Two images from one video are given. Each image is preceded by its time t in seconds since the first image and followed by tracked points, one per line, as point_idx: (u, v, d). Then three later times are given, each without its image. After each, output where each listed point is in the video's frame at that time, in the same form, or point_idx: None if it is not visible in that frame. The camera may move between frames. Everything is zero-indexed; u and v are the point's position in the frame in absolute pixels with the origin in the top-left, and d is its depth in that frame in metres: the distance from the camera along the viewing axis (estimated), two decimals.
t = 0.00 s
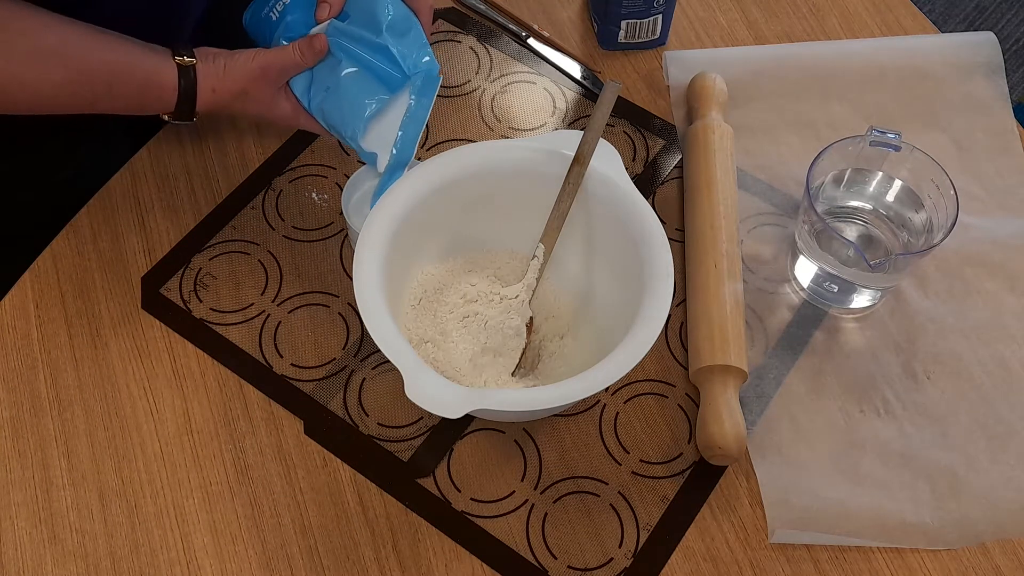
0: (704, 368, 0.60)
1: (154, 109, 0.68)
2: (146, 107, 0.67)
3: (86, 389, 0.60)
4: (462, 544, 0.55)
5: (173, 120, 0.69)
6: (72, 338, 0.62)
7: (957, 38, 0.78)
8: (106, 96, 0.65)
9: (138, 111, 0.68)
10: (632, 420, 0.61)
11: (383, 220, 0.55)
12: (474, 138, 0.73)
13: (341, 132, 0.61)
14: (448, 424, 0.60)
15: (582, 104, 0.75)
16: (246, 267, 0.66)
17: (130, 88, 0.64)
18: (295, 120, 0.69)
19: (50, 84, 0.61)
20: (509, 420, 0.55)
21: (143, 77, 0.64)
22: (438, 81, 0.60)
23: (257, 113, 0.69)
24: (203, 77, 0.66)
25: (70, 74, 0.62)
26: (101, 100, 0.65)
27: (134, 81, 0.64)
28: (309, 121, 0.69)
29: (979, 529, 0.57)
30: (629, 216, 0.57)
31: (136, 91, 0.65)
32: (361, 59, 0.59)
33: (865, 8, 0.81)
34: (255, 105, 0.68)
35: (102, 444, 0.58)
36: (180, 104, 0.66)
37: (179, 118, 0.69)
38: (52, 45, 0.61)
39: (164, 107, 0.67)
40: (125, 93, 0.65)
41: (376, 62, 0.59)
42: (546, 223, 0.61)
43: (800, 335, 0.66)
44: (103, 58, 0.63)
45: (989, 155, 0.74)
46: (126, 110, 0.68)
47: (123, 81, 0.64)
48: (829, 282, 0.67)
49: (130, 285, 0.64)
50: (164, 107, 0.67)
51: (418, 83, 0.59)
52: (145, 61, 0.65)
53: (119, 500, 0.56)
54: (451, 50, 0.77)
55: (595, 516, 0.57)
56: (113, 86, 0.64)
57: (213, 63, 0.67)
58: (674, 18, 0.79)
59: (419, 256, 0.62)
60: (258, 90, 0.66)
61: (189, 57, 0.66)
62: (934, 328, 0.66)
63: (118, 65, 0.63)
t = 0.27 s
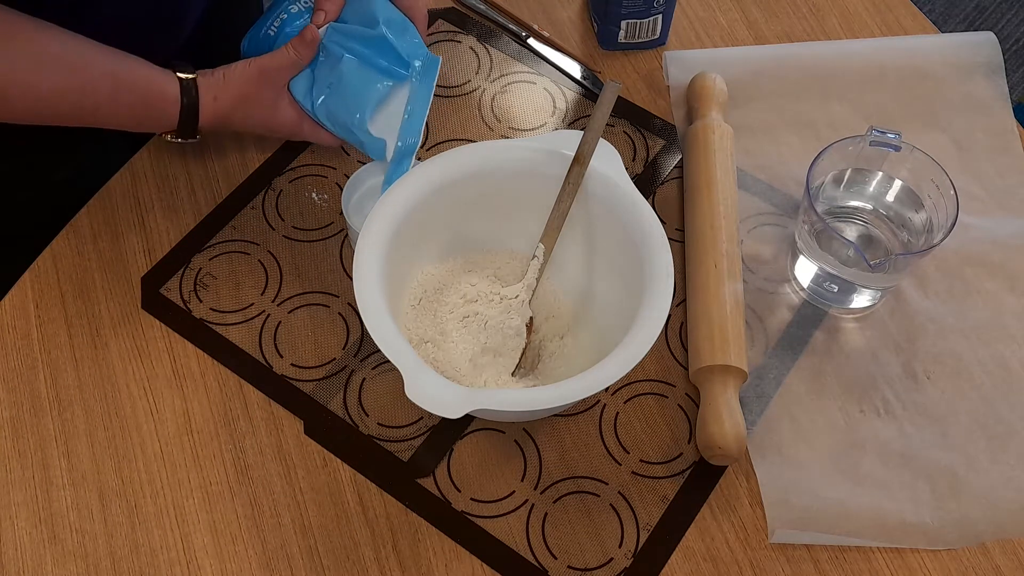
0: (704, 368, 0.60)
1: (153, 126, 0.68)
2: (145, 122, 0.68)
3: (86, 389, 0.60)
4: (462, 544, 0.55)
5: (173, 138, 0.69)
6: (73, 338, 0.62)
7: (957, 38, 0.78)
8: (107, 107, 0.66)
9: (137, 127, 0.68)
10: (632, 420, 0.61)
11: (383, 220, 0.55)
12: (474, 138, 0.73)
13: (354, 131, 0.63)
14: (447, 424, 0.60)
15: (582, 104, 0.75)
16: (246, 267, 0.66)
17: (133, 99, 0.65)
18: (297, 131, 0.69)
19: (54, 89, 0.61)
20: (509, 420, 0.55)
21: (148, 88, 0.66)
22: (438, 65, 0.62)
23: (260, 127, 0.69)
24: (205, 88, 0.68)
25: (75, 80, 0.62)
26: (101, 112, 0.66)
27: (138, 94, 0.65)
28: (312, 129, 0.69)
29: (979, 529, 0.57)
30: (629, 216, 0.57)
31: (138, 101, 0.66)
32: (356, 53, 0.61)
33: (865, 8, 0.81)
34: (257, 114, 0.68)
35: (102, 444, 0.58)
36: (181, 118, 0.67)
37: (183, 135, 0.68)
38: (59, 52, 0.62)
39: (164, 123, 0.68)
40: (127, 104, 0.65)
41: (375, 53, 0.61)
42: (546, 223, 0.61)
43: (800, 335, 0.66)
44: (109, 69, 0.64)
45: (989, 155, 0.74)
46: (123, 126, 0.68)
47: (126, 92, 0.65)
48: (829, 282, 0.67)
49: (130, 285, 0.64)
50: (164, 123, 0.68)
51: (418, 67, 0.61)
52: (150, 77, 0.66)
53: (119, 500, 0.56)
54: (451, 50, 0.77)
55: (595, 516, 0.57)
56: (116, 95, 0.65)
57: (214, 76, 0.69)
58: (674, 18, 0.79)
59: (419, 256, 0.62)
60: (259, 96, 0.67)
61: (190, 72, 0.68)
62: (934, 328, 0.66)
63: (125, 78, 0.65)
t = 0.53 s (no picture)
0: (704, 368, 0.60)
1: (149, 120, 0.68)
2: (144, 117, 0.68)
3: (86, 388, 0.60)
4: (462, 544, 0.55)
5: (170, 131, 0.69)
6: (73, 338, 0.62)
7: (957, 38, 0.78)
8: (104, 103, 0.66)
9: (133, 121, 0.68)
10: (632, 420, 0.61)
11: (383, 220, 0.55)
12: (474, 138, 0.73)
13: (359, 103, 0.63)
14: (448, 424, 0.60)
15: (582, 104, 0.75)
16: (246, 267, 0.66)
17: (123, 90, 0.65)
18: (294, 114, 0.68)
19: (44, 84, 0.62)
20: (509, 420, 0.55)
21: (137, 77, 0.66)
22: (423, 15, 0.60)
23: (255, 113, 0.68)
24: (195, 71, 0.68)
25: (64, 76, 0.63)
26: (93, 105, 0.65)
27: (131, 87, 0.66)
28: (309, 112, 0.68)
29: (979, 529, 0.57)
30: (629, 216, 0.57)
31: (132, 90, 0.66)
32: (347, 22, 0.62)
33: (865, 8, 0.81)
34: (252, 94, 0.67)
35: (102, 445, 0.58)
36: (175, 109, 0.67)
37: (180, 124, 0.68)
38: (51, 50, 0.63)
39: (160, 113, 0.67)
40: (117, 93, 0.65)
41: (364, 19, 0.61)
42: (546, 223, 0.61)
43: (800, 335, 0.66)
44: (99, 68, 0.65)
45: (989, 156, 0.74)
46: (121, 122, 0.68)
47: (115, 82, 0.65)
48: (829, 282, 0.67)
49: (130, 285, 0.64)
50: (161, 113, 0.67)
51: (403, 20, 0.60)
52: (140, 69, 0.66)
53: (120, 500, 0.56)
54: (451, 50, 0.77)
55: (595, 517, 0.57)
56: (106, 84, 0.65)
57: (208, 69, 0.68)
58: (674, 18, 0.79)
59: (419, 256, 0.62)
60: (256, 77, 0.67)
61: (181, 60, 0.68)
62: (934, 328, 0.66)
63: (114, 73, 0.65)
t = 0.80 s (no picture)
0: (704, 368, 0.60)
1: (143, 100, 0.65)
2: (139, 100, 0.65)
3: (86, 388, 0.60)
4: (462, 544, 0.55)
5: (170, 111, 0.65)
6: (73, 339, 0.62)
7: (957, 38, 0.78)
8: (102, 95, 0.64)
9: (127, 104, 0.64)
10: (631, 420, 0.61)
11: (383, 220, 0.55)
12: (474, 138, 0.73)
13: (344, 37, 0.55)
14: (448, 424, 0.60)
15: (582, 104, 0.75)
16: (246, 267, 0.66)
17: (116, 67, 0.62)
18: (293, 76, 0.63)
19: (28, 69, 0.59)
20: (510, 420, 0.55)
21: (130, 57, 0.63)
22: None
23: (253, 81, 0.65)
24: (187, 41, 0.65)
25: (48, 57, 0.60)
26: (83, 88, 0.62)
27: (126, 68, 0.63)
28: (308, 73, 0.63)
29: (979, 530, 0.57)
30: (629, 216, 0.57)
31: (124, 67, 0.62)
32: None
33: (865, 8, 0.81)
34: (245, 60, 0.64)
35: (102, 445, 0.58)
36: (168, 88, 0.64)
37: (177, 101, 0.65)
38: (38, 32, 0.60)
39: (154, 88, 0.64)
40: (106, 73, 0.62)
41: None
42: (546, 223, 0.61)
43: (800, 335, 0.66)
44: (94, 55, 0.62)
45: (989, 156, 0.74)
46: (116, 107, 0.65)
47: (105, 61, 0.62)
48: (829, 282, 0.67)
49: (130, 285, 0.64)
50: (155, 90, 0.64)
51: None
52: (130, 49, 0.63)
53: (120, 500, 0.56)
54: (451, 50, 0.77)
55: (595, 516, 0.57)
56: (94, 61, 0.61)
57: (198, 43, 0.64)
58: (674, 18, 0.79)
59: (419, 256, 0.62)
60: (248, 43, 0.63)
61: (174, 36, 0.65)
62: (934, 328, 0.66)
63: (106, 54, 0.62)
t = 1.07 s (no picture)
0: (704, 368, 0.60)
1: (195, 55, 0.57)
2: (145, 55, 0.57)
3: (86, 388, 0.60)
4: (462, 544, 0.55)
5: (226, 60, 0.57)
6: (73, 339, 0.62)
7: (957, 38, 0.78)
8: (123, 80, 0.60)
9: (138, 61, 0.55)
10: (631, 420, 0.61)
11: (383, 220, 0.55)
12: (474, 138, 0.73)
13: None
14: (447, 424, 0.60)
15: (582, 104, 0.75)
16: (246, 267, 0.66)
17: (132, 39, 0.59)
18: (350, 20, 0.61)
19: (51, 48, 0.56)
20: (510, 420, 0.55)
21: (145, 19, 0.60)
22: None
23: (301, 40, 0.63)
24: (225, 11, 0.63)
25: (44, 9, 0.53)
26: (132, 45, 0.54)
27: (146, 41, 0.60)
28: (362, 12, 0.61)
29: (980, 530, 0.57)
30: (629, 216, 0.57)
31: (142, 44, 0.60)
32: None
33: (865, 8, 0.81)
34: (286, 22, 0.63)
35: (102, 445, 0.58)
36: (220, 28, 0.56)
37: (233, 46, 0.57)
38: None
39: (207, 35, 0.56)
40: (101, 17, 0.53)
41: None
42: (546, 224, 0.61)
43: (800, 335, 0.66)
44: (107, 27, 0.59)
45: (989, 156, 0.74)
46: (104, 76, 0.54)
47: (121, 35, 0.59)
48: (829, 282, 0.67)
49: (130, 285, 0.64)
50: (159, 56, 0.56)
51: None
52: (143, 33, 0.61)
53: (119, 500, 0.56)
54: (451, 50, 0.77)
55: (595, 517, 0.57)
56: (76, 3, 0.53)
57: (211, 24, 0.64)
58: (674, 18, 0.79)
59: (419, 256, 0.62)
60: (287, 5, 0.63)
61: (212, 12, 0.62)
62: (934, 328, 0.66)
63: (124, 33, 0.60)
